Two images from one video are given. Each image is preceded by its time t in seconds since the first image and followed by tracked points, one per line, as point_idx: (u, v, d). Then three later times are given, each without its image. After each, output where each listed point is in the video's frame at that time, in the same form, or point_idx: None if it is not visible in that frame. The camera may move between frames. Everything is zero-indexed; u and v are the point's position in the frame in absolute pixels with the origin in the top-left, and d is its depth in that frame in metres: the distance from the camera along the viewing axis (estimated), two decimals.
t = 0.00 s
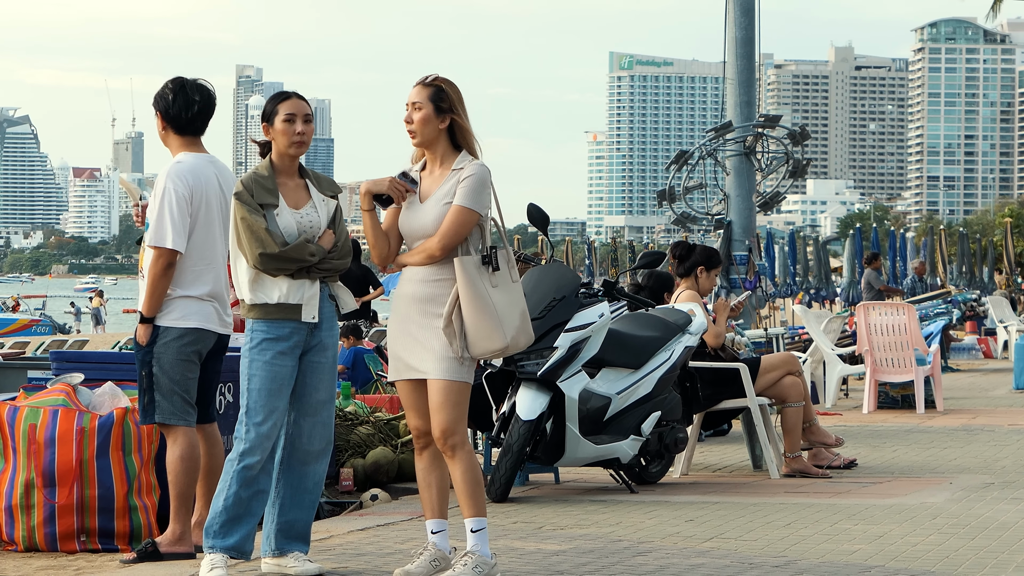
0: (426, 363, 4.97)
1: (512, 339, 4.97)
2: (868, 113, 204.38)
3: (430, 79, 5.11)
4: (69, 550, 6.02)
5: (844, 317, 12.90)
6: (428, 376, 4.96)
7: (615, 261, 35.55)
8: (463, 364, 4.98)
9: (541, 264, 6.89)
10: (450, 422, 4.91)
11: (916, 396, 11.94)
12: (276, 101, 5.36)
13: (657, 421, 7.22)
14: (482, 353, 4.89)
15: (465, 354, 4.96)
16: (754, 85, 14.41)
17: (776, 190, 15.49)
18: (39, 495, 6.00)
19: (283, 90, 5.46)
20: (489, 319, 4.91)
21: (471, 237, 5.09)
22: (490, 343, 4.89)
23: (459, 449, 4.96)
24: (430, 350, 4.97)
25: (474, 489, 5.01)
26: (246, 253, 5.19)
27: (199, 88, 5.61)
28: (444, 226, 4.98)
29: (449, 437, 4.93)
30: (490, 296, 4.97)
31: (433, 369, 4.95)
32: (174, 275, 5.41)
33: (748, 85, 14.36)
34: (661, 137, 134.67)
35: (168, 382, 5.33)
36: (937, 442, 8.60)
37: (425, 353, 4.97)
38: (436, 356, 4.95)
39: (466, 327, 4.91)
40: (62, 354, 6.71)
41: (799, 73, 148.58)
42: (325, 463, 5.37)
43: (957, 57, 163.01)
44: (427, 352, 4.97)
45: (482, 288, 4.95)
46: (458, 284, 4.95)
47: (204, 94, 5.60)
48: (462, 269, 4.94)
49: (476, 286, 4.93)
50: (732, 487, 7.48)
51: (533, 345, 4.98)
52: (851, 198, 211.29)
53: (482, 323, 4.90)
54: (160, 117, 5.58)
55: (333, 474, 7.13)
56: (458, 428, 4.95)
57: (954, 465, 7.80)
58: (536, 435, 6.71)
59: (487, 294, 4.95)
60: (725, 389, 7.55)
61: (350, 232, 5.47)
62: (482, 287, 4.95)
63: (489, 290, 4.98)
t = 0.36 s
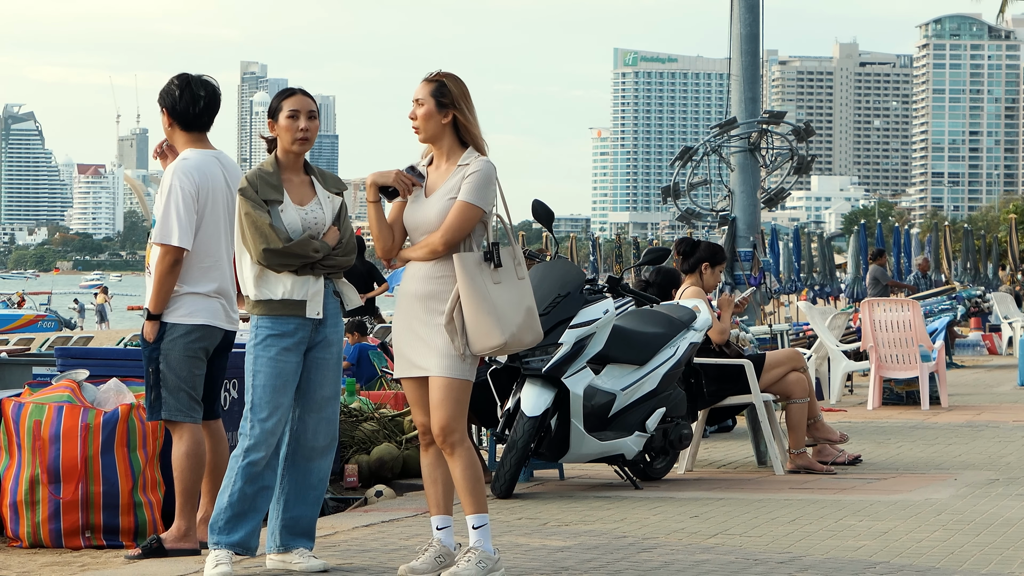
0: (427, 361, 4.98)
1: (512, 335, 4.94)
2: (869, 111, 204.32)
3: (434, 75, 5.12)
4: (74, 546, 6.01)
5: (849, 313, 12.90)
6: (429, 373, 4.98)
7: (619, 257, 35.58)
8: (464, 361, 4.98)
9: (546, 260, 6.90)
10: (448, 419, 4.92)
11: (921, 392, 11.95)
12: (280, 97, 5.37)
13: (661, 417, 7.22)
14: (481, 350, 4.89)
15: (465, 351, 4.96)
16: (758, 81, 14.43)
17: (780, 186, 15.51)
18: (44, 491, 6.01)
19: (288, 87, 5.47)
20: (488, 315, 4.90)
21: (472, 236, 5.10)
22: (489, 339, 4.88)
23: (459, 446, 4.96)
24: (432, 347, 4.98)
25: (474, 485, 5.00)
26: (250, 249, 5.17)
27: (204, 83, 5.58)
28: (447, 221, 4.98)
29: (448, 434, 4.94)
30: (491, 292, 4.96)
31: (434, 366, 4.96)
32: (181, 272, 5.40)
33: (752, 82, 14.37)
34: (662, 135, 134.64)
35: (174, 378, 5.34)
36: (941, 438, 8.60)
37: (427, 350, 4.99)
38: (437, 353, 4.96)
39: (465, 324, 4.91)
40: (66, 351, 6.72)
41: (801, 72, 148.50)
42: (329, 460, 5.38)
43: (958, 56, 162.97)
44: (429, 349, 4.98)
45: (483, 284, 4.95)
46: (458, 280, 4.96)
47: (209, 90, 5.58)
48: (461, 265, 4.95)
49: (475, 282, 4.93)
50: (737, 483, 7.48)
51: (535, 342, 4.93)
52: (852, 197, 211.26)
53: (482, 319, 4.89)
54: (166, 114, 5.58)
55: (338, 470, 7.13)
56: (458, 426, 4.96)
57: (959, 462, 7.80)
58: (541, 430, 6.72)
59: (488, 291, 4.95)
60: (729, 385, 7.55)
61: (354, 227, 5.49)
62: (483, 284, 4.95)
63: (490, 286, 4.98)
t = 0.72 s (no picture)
0: (433, 357, 4.98)
1: (518, 332, 4.94)
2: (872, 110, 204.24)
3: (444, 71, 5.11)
4: (82, 543, 6.04)
5: (856, 310, 12.91)
6: (435, 370, 4.97)
7: (627, 253, 35.59)
8: (470, 358, 4.97)
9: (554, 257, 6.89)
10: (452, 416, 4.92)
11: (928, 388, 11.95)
12: (288, 93, 5.35)
13: (669, 414, 7.21)
14: (488, 346, 4.89)
15: (472, 348, 4.95)
16: (766, 78, 14.44)
17: (788, 182, 15.52)
18: (52, 488, 6.02)
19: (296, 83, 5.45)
20: (496, 311, 4.90)
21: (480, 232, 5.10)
22: (495, 336, 4.88)
23: (463, 443, 4.96)
24: (438, 344, 4.97)
25: (478, 483, 5.00)
26: (257, 245, 5.18)
27: (213, 80, 5.59)
28: (455, 217, 4.99)
29: (452, 432, 4.94)
30: (498, 289, 4.96)
31: (440, 363, 4.96)
32: (192, 268, 5.40)
33: (759, 78, 14.38)
34: (664, 133, 134.65)
35: (183, 375, 5.33)
36: (949, 435, 8.60)
37: (433, 347, 4.98)
38: (444, 350, 4.95)
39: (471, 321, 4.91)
40: (74, 347, 6.66)
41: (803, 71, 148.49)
42: (337, 456, 5.38)
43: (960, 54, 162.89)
44: (435, 346, 4.98)
45: (490, 281, 4.95)
46: (465, 277, 4.96)
47: (218, 86, 5.58)
48: (468, 262, 4.94)
49: (482, 279, 4.93)
50: (745, 480, 7.48)
51: (540, 339, 4.94)
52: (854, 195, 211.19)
53: (489, 315, 4.89)
54: (174, 110, 5.58)
55: (346, 466, 7.10)
56: (462, 423, 4.96)
57: (967, 458, 7.80)
58: (548, 427, 6.72)
59: (495, 287, 4.95)
60: (737, 382, 7.54)
61: (362, 225, 5.46)
62: (489, 281, 4.95)
63: (497, 283, 4.98)
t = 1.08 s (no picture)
0: (447, 355, 4.97)
1: (532, 329, 4.94)
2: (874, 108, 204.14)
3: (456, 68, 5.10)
4: (92, 540, 6.02)
5: (866, 307, 12.92)
6: (449, 367, 4.96)
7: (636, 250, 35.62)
8: (484, 355, 4.97)
9: (563, 254, 6.88)
10: (466, 414, 4.92)
11: (938, 386, 11.95)
12: (296, 91, 5.33)
13: (679, 411, 7.21)
14: (502, 343, 4.88)
15: (486, 345, 4.95)
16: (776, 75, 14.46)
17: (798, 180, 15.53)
18: (62, 485, 6.00)
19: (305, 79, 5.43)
20: (510, 308, 4.90)
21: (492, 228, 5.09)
22: (510, 332, 4.88)
23: (476, 441, 4.96)
24: (452, 343, 4.96)
25: (491, 480, 4.99)
26: (268, 244, 5.19)
27: (222, 77, 5.58)
28: (467, 214, 4.98)
29: (466, 429, 4.93)
30: (511, 285, 4.96)
31: (454, 361, 4.95)
32: (200, 266, 5.39)
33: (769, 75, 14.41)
34: (667, 133, 134.71)
35: (191, 372, 5.33)
36: (960, 432, 8.60)
37: (447, 345, 4.97)
38: (458, 348, 4.94)
39: (486, 318, 4.90)
40: (85, 345, 6.70)
41: (805, 70, 148.54)
42: (347, 453, 5.37)
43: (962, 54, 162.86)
44: (449, 345, 4.97)
45: (503, 277, 4.94)
46: (479, 274, 4.95)
47: (227, 84, 5.59)
48: (481, 259, 4.94)
49: (496, 275, 4.93)
50: (755, 477, 7.47)
51: (555, 335, 4.94)
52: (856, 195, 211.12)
53: (503, 312, 4.89)
54: (183, 108, 5.57)
55: (356, 463, 7.12)
56: (475, 420, 4.95)
57: (977, 456, 7.79)
58: (558, 425, 6.71)
59: (508, 284, 4.95)
60: (746, 378, 7.58)
61: (373, 221, 5.44)
62: (503, 277, 4.95)
63: (510, 279, 4.97)
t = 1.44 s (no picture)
0: (460, 354, 4.96)
1: (545, 327, 4.93)
2: (878, 109, 204.05)
3: (471, 68, 5.12)
4: (103, 538, 6.01)
5: (877, 306, 12.92)
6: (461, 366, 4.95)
7: (647, 249, 35.58)
8: (497, 354, 4.96)
9: (574, 253, 6.87)
10: (479, 412, 4.91)
11: (949, 384, 11.94)
12: (308, 90, 5.32)
13: (690, 409, 7.21)
14: (515, 341, 4.87)
15: (499, 343, 4.94)
16: (786, 74, 14.42)
17: (809, 178, 15.50)
18: (73, 483, 6.00)
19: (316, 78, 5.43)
20: (523, 306, 4.89)
21: (505, 227, 5.08)
22: (524, 330, 4.87)
23: (488, 440, 4.94)
24: (465, 342, 4.96)
25: (503, 479, 4.98)
26: (279, 243, 5.18)
27: (228, 76, 5.56)
28: (480, 212, 4.97)
29: (478, 427, 4.92)
30: (525, 283, 4.95)
31: (467, 360, 4.94)
32: (208, 264, 5.40)
33: (780, 74, 14.36)
34: (670, 134, 134.66)
35: (200, 370, 5.33)
36: (972, 431, 8.58)
37: (460, 344, 4.97)
38: (471, 347, 4.94)
39: (499, 316, 4.89)
40: (96, 343, 6.73)
41: (809, 71, 148.44)
42: (357, 451, 5.36)
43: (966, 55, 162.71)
44: (462, 344, 4.96)
45: (516, 275, 4.94)
46: (492, 271, 4.94)
47: (233, 82, 5.56)
48: (495, 256, 4.95)
49: (509, 273, 4.93)
50: (766, 476, 7.47)
51: (567, 333, 4.93)
52: (860, 196, 210.96)
53: (516, 310, 4.88)
54: (191, 107, 5.57)
55: (367, 461, 7.12)
56: (488, 418, 4.94)
57: (989, 455, 7.78)
58: (570, 424, 6.70)
59: (521, 281, 4.94)
60: (757, 377, 7.59)
61: (384, 219, 5.43)
62: (516, 275, 4.94)
63: (523, 277, 4.96)
